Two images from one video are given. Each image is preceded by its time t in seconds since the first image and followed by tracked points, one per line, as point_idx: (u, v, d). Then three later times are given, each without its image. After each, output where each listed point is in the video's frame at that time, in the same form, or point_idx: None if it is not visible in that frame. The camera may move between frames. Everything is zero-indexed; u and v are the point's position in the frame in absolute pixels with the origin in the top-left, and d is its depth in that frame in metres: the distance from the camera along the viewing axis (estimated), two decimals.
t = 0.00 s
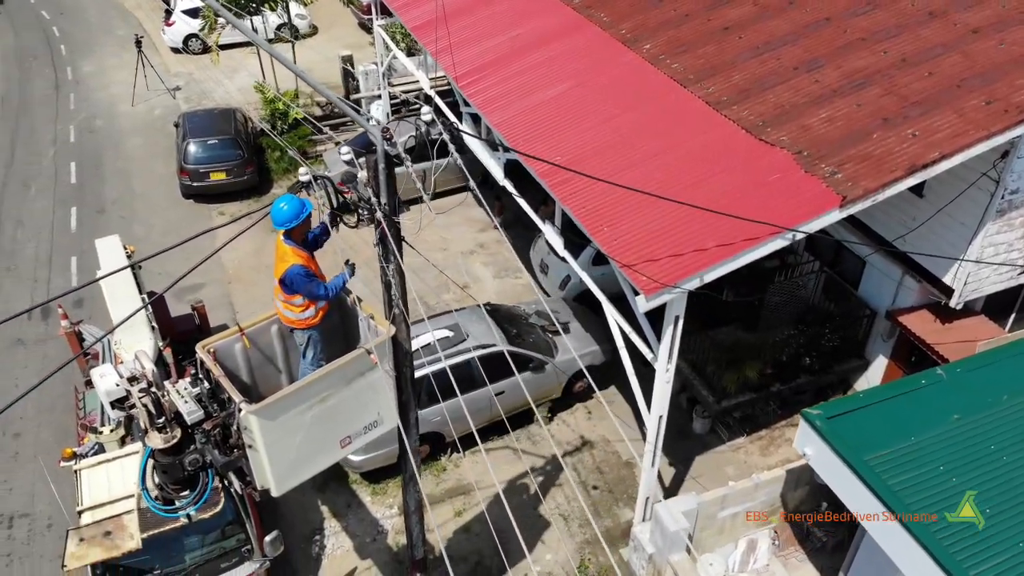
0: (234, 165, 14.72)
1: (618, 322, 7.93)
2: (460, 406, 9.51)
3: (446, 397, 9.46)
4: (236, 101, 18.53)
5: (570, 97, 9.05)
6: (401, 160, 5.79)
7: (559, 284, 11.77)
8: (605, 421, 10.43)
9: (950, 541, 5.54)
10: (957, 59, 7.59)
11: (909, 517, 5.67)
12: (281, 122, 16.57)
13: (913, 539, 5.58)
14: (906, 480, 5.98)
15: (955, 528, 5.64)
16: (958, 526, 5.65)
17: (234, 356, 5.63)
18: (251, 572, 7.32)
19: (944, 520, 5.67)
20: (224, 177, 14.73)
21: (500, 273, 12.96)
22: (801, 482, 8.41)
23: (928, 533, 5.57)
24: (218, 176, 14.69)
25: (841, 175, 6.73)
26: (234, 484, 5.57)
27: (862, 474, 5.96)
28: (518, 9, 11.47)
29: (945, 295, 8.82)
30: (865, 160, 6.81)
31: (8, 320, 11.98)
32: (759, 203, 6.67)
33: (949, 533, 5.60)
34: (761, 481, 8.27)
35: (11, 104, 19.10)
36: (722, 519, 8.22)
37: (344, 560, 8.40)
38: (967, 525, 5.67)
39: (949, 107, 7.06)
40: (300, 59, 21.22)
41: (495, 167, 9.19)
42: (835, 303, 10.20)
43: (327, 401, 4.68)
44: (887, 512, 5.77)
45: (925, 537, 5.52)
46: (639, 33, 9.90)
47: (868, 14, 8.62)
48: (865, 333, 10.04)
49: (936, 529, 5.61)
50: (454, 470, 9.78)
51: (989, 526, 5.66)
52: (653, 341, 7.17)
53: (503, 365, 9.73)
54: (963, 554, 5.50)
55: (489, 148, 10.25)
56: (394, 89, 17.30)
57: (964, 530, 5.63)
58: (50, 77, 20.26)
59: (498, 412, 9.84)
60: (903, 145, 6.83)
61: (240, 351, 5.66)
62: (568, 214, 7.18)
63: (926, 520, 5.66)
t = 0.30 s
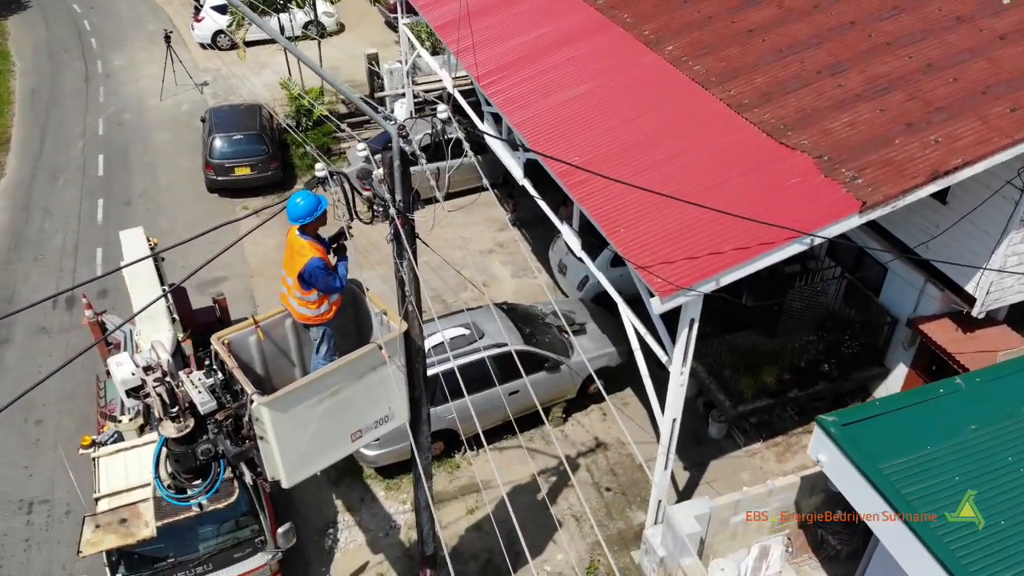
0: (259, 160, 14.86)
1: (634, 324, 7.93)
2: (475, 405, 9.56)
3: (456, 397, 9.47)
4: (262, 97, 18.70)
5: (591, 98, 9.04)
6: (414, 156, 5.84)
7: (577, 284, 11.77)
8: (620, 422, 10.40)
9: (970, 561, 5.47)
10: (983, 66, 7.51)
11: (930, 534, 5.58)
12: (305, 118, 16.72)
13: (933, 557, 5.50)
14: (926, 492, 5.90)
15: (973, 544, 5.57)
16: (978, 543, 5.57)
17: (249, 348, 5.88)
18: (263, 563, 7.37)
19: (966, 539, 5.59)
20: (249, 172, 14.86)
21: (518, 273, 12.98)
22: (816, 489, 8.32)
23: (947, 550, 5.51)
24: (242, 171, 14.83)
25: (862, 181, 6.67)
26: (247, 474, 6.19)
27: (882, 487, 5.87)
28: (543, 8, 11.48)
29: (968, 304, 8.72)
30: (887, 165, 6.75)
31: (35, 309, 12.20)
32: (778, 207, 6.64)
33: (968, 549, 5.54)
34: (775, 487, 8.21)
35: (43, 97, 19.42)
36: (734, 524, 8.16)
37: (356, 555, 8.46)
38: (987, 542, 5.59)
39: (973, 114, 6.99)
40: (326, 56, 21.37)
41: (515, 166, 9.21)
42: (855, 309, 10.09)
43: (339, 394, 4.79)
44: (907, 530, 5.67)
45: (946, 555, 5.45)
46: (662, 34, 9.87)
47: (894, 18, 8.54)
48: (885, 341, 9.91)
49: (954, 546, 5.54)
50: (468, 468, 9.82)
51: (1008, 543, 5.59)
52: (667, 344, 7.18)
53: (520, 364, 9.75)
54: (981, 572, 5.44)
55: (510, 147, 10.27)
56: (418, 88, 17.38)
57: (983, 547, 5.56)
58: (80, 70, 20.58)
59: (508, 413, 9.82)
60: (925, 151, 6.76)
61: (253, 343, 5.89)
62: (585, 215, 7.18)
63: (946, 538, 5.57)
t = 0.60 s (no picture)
0: (284, 156, 14.98)
1: (650, 327, 7.92)
2: (491, 403, 9.57)
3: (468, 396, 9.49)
4: (288, 93, 18.86)
5: (612, 98, 9.03)
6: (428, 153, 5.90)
7: (595, 285, 11.78)
8: (636, 425, 10.37)
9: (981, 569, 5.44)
10: (1009, 73, 7.43)
11: (941, 541, 5.54)
12: (330, 116, 16.87)
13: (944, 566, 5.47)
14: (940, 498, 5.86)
15: (988, 555, 5.52)
16: (990, 551, 5.53)
17: (264, 340, 6.18)
18: (276, 554, 7.46)
19: (978, 546, 5.55)
20: (273, 168, 14.99)
21: (537, 273, 12.98)
22: (831, 496, 8.24)
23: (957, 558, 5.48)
24: (267, 167, 14.96)
25: (883, 186, 6.60)
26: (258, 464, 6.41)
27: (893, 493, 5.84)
28: (568, 8, 11.47)
29: (991, 314, 8.58)
30: (909, 171, 6.68)
31: (61, 298, 12.40)
32: (798, 210, 6.59)
33: (980, 557, 5.50)
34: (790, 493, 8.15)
35: (74, 90, 19.73)
36: (748, 530, 8.09)
37: (369, 549, 8.50)
38: (999, 550, 5.55)
39: (998, 121, 6.90)
40: (352, 53, 21.51)
41: (535, 165, 9.22)
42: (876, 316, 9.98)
43: (351, 388, 4.92)
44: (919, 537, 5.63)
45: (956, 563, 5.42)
46: (685, 36, 9.82)
47: (920, 23, 8.46)
48: (906, 348, 9.79)
49: (965, 554, 5.51)
50: (482, 466, 9.85)
51: None
52: (683, 347, 7.18)
53: (536, 364, 9.78)
54: None
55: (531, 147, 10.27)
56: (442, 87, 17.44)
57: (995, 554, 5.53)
58: (110, 64, 20.88)
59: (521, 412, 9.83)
60: (949, 157, 6.68)
61: (269, 334, 6.17)
62: (602, 215, 7.18)
63: (957, 546, 5.54)
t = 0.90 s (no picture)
0: (308, 152, 15.11)
1: (667, 329, 7.91)
2: (502, 403, 9.61)
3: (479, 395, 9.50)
4: (313, 90, 19.01)
5: (634, 99, 9.00)
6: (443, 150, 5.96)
7: (614, 287, 11.76)
8: (652, 427, 10.34)
9: (989, 573, 5.43)
10: None
11: (949, 544, 5.54)
12: (355, 113, 16.99)
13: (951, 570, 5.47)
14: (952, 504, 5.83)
15: (1001, 567, 5.46)
16: (1001, 559, 5.50)
17: (279, 333, 6.32)
18: (288, 546, 7.54)
19: (986, 549, 5.54)
20: (298, 164, 15.12)
21: (556, 273, 12.98)
22: (847, 505, 8.16)
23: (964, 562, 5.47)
24: (292, 163, 15.09)
25: (905, 192, 6.53)
26: (272, 456, 6.46)
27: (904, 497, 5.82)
28: (593, 8, 11.45)
29: (1014, 323, 8.44)
30: (931, 177, 6.61)
31: (86, 288, 12.60)
32: (818, 215, 6.54)
33: (991, 566, 5.48)
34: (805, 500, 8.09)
35: (103, 83, 20.02)
36: (761, 536, 8.01)
37: (382, 544, 8.55)
38: (1011, 559, 5.52)
39: None
40: (378, 51, 21.62)
41: (556, 165, 9.25)
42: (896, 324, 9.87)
43: (362, 382, 5.00)
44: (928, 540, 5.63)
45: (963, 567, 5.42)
46: (709, 38, 9.77)
47: (948, 28, 8.37)
48: (928, 357, 9.67)
49: (973, 559, 5.50)
50: (495, 464, 9.86)
51: None
52: (699, 350, 7.16)
53: (551, 364, 9.78)
54: None
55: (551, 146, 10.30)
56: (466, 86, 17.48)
57: (1004, 558, 5.51)
58: (140, 58, 21.17)
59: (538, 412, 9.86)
60: (972, 164, 6.60)
61: (284, 328, 6.32)
62: (620, 216, 7.17)
63: (968, 554, 5.51)
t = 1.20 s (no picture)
0: (332, 149, 15.22)
1: (683, 331, 7.89)
2: (514, 402, 9.62)
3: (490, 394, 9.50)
4: (339, 87, 19.13)
5: (654, 100, 8.96)
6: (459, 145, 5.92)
7: (632, 288, 11.72)
8: (668, 430, 10.30)
9: None
10: None
11: (952, 543, 5.55)
12: (379, 111, 17.08)
13: None
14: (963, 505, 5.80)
15: None
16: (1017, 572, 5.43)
17: (294, 326, 6.51)
18: (302, 538, 7.60)
19: (998, 558, 5.49)
20: (321, 160, 15.24)
21: (575, 273, 12.97)
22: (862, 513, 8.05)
23: (967, 562, 5.48)
24: (315, 159, 15.21)
25: (927, 199, 6.47)
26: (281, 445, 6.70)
27: (910, 496, 5.83)
28: (617, 8, 11.43)
29: None
30: (954, 183, 6.54)
31: (110, 279, 12.78)
32: (838, 219, 6.48)
33: None
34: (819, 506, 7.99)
35: (133, 76, 20.31)
36: (774, 542, 7.94)
37: (395, 539, 8.60)
38: None
39: None
40: (403, 49, 21.72)
41: (576, 164, 9.25)
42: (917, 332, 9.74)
43: (374, 375, 5.08)
44: (935, 543, 5.62)
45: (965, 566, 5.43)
46: (734, 39, 9.71)
47: (976, 34, 8.27)
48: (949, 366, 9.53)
49: (985, 567, 5.45)
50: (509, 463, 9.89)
51: None
52: (714, 353, 7.14)
53: (565, 364, 9.75)
54: None
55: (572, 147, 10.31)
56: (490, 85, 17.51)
57: (1007, 559, 5.50)
58: (169, 53, 21.44)
59: (553, 411, 9.87)
60: (996, 171, 6.53)
61: (298, 320, 6.48)
62: (637, 217, 7.14)
63: (982, 567, 5.45)
